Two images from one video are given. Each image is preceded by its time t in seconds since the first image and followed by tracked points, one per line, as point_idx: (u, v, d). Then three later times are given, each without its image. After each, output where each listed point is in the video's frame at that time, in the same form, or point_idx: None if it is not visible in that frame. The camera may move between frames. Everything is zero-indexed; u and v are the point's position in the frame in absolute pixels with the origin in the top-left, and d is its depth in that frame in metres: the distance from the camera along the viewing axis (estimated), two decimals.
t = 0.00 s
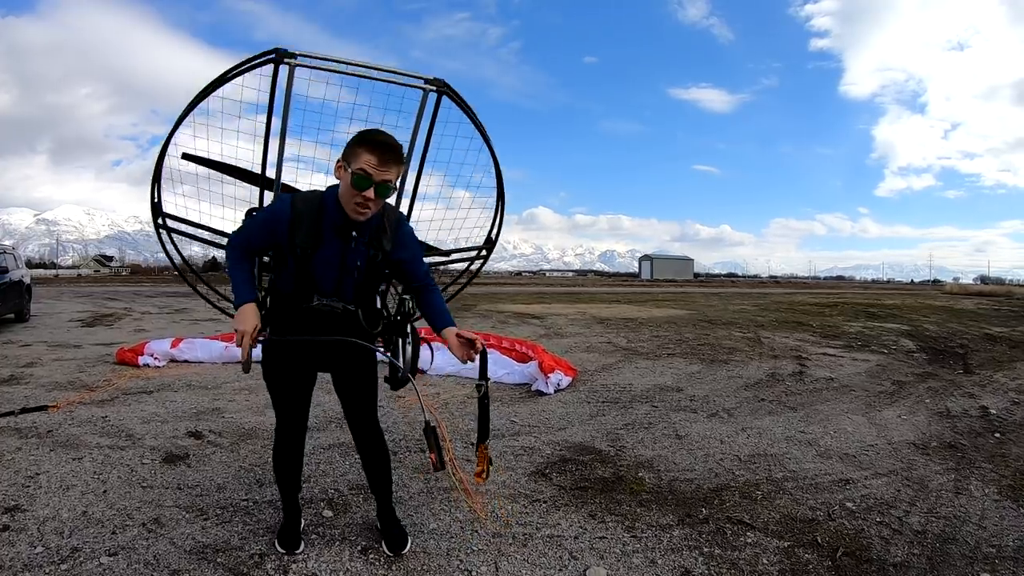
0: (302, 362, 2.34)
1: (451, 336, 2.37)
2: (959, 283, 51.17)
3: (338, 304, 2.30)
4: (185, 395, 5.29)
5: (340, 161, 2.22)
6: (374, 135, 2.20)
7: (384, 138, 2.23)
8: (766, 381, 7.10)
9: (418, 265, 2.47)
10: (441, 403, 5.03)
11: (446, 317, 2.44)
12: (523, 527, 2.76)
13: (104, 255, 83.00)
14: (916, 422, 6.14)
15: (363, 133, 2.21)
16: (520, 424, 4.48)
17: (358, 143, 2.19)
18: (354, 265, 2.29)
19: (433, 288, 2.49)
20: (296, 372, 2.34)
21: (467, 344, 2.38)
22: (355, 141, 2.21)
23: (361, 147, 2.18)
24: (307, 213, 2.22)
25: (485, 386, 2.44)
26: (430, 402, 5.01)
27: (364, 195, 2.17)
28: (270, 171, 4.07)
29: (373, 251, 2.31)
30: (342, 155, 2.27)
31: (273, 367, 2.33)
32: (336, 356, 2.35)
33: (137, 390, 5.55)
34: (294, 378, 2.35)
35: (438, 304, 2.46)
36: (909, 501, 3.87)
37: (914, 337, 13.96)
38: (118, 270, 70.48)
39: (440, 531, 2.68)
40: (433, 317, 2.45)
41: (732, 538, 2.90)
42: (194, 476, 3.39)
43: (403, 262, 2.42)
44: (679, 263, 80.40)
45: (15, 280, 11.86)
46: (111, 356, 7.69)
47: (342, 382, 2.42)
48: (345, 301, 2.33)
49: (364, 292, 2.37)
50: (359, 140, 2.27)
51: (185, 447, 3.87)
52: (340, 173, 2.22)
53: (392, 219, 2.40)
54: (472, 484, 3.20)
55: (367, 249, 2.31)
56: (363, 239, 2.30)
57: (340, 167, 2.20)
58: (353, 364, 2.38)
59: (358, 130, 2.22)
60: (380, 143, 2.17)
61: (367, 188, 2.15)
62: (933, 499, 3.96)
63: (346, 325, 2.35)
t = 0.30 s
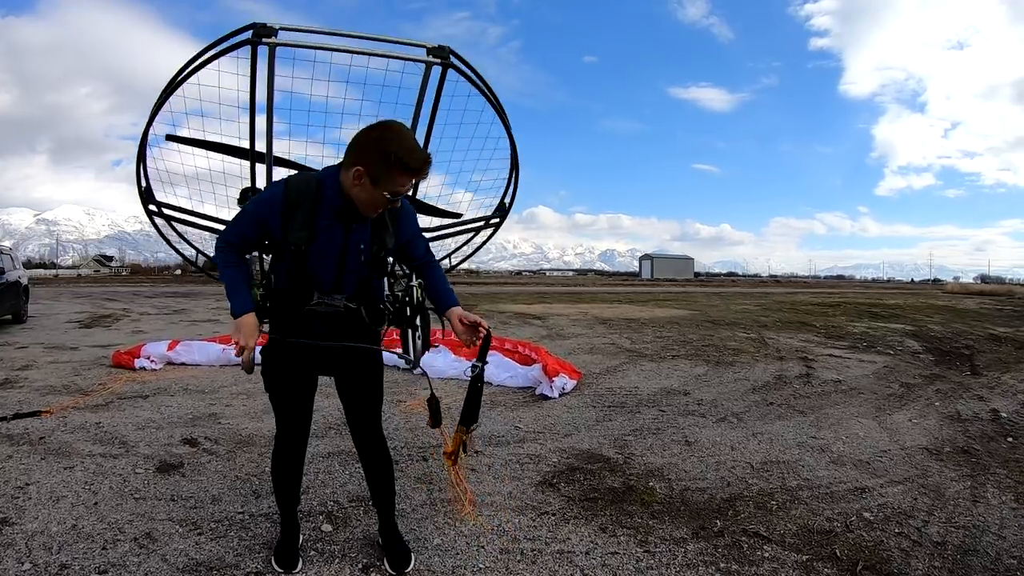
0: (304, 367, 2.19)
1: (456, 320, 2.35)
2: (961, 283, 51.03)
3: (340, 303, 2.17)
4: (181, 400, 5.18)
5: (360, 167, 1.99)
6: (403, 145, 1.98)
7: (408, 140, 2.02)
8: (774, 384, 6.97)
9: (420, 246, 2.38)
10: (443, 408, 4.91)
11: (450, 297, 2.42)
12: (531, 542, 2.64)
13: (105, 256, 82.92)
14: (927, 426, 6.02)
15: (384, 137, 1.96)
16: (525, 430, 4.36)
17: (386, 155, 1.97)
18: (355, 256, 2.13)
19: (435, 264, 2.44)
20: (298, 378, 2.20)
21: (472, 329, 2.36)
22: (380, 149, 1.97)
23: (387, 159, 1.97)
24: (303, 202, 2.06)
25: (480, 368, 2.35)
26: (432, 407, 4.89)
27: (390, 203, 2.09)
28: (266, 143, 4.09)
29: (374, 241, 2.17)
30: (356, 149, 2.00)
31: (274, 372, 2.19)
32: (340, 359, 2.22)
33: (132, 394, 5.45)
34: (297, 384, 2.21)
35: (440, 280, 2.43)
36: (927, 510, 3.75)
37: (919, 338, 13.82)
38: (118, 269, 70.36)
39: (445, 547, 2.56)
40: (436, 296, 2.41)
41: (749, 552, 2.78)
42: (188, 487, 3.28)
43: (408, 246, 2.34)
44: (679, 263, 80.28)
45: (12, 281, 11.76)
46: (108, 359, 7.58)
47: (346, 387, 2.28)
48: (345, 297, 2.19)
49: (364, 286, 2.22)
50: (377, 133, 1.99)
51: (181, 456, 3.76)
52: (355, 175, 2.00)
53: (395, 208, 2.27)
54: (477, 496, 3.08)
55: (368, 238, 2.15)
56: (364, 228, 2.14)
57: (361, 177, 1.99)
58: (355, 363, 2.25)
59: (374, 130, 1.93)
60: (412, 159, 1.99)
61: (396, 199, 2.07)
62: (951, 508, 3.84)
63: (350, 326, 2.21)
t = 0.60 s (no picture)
0: (283, 381, 2.04)
1: (453, 332, 2.21)
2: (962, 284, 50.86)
3: (321, 310, 1.98)
4: (173, 406, 5.01)
5: (357, 164, 1.82)
6: (405, 145, 1.82)
7: (412, 140, 1.85)
8: (782, 389, 6.81)
9: (415, 253, 2.23)
10: (442, 415, 4.75)
11: (445, 306, 2.28)
12: (536, 565, 2.48)
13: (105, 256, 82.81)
14: (941, 433, 5.85)
15: (385, 133, 1.80)
16: (528, 440, 4.19)
17: (386, 155, 1.80)
18: (342, 259, 1.94)
19: (427, 274, 2.30)
20: (278, 394, 2.06)
21: (471, 340, 2.20)
22: (381, 148, 1.80)
23: (386, 159, 1.80)
24: (292, 192, 1.89)
25: (491, 384, 2.18)
26: (431, 414, 4.73)
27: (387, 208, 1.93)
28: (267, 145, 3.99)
29: (365, 242, 1.97)
30: (355, 145, 1.83)
31: (252, 388, 2.05)
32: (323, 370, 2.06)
33: (123, 400, 5.29)
34: (276, 400, 2.06)
35: (437, 294, 2.29)
36: (949, 526, 3.58)
37: (926, 339, 13.64)
38: (118, 269, 70.13)
39: (443, 572, 2.39)
40: (432, 308, 2.27)
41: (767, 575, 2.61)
42: (174, 502, 3.12)
43: (405, 252, 2.16)
44: (680, 263, 80.11)
45: (7, 282, 11.60)
46: (101, 362, 7.42)
47: (331, 401, 2.11)
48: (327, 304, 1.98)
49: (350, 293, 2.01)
50: (380, 130, 1.82)
51: (168, 467, 3.60)
52: (351, 172, 1.83)
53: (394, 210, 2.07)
54: (479, 514, 2.91)
55: (360, 240, 1.96)
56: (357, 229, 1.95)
57: (357, 177, 1.83)
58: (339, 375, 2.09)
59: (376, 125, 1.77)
60: (414, 163, 1.82)
61: (393, 206, 1.91)
62: (974, 522, 3.67)
63: (333, 336, 2.04)
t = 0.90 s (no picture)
0: (272, 383, 1.87)
1: (456, 328, 2.03)
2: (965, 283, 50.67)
3: (310, 305, 1.79)
4: (165, 408, 4.84)
5: (344, 136, 1.65)
6: (396, 110, 1.64)
7: (405, 106, 1.68)
8: (792, 389, 6.64)
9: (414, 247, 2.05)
10: (444, 418, 4.57)
11: (445, 303, 2.11)
12: None
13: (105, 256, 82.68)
14: (958, 434, 5.66)
15: (373, 98, 1.64)
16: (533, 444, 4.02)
17: (375, 122, 1.63)
18: (330, 247, 1.77)
19: (427, 272, 2.12)
20: (265, 398, 1.88)
21: (474, 335, 2.04)
22: (370, 115, 1.63)
23: (375, 125, 1.63)
24: (278, 171, 1.73)
25: (503, 382, 2.01)
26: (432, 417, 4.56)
27: (382, 188, 1.74)
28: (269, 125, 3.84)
29: (357, 230, 1.79)
30: (343, 117, 1.68)
31: (237, 391, 1.87)
32: (314, 371, 1.89)
33: (114, 401, 5.12)
34: (264, 404, 1.88)
35: (437, 291, 2.12)
36: (977, 532, 3.38)
37: (933, 339, 13.44)
38: (118, 269, 70.00)
39: None
40: (430, 308, 2.10)
41: None
42: (161, 510, 2.94)
43: (404, 244, 1.99)
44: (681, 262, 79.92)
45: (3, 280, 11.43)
46: (95, 362, 7.24)
47: (323, 405, 1.94)
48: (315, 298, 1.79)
49: (339, 286, 1.83)
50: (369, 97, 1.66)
51: (156, 473, 3.42)
52: (339, 146, 1.67)
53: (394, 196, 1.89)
54: (484, 525, 2.73)
55: (351, 227, 1.80)
56: (348, 214, 1.79)
57: (345, 148, 1.65)
58: (330, 377, 1.90)
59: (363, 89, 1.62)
60: (406, 128, 1.64)
61: (388, 184, 1.71)
62: (1003, 528, 3.48)
63: (324, 334, 1.86)
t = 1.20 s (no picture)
0: (266, 382, 1.73)
1: (461, 315, 1.90)
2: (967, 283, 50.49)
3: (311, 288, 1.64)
4: (160, 407, 4.70)
5: (331, 97, 1.52)
6: (386, 65, 1.50)
7: (398, 61, 1.54)
8: (802, 387, 6.49)
9: (418, 230, 1.93)
10: (448, 417, 4.43)
11: (449, 288, 1.98)
12: None
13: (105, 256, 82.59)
14: (974, 432, 5.51)
15: (359, 52, 1.51)
16: (540, 443, 3.87)
17: (363, 79, 1.49)
18: (331, 223, 1.64)
19: (427, 260, 2.00)
20: (259, 398, 1.74)
21: (480, 321, 1.90)
22: (357, 71, 1.50)
23: (362, 81, 1.50)
24: (270, 143, 1.59)
25: (508, 375, 1.88)
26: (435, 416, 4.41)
27: (377, 156, 1.59)
28: (259, 114, 3.70)
29: (357, 203, 1.67)
30: (329, 77, 1.55)
31: (230, 388, 1.74)
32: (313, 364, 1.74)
33: (108, 400, 4.98)
34: (258, 402, 1.74)
35: (438, 276, 1.99)
36: (1004, 532, 3.20)
37: (940, 337, 13.27)
38: (118, 269, 69.86)
39: None
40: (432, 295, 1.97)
41: None
42: (151, 514, 2.80)
43: (408, 224, 1.87)
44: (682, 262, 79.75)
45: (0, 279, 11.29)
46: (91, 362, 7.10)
47: (323, 400, 1.79)
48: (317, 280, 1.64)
49: (340, 266, 1.70)
50: (355, 53, 1.53)
51: (149, 474, 3.28)
52: (326, 110, 1.54)
53: (393, 168, 1.77)
54: (493, 529, 2.59)
55: (350, 201, 1.67)
56: (346, 187, 1.67)
57: (331, 109, 1.52)
58: (331, 371, 1.76)
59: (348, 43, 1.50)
60: (395, 82, 1.50)
61: (383, 148, 1.56)
62: None
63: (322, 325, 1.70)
